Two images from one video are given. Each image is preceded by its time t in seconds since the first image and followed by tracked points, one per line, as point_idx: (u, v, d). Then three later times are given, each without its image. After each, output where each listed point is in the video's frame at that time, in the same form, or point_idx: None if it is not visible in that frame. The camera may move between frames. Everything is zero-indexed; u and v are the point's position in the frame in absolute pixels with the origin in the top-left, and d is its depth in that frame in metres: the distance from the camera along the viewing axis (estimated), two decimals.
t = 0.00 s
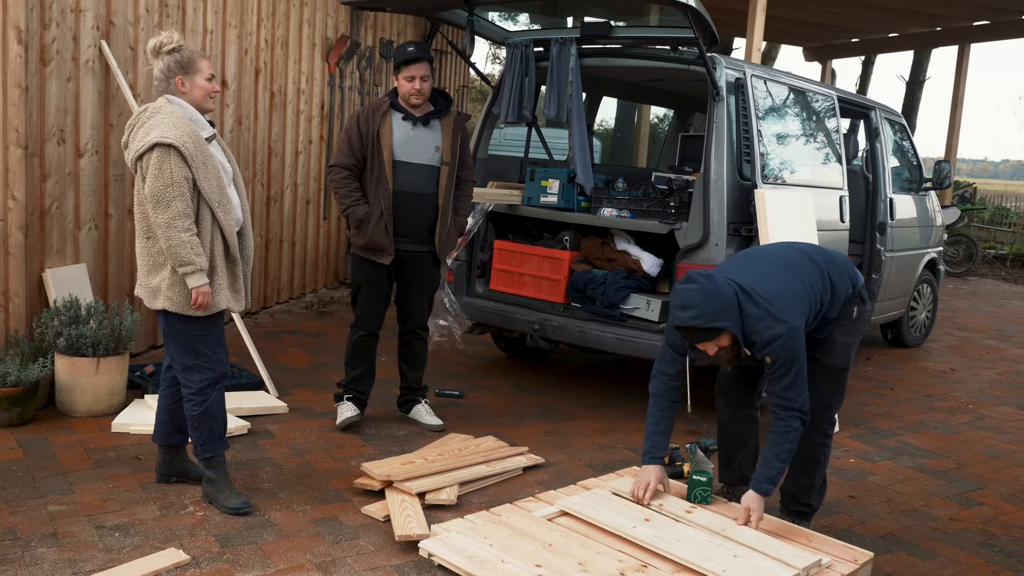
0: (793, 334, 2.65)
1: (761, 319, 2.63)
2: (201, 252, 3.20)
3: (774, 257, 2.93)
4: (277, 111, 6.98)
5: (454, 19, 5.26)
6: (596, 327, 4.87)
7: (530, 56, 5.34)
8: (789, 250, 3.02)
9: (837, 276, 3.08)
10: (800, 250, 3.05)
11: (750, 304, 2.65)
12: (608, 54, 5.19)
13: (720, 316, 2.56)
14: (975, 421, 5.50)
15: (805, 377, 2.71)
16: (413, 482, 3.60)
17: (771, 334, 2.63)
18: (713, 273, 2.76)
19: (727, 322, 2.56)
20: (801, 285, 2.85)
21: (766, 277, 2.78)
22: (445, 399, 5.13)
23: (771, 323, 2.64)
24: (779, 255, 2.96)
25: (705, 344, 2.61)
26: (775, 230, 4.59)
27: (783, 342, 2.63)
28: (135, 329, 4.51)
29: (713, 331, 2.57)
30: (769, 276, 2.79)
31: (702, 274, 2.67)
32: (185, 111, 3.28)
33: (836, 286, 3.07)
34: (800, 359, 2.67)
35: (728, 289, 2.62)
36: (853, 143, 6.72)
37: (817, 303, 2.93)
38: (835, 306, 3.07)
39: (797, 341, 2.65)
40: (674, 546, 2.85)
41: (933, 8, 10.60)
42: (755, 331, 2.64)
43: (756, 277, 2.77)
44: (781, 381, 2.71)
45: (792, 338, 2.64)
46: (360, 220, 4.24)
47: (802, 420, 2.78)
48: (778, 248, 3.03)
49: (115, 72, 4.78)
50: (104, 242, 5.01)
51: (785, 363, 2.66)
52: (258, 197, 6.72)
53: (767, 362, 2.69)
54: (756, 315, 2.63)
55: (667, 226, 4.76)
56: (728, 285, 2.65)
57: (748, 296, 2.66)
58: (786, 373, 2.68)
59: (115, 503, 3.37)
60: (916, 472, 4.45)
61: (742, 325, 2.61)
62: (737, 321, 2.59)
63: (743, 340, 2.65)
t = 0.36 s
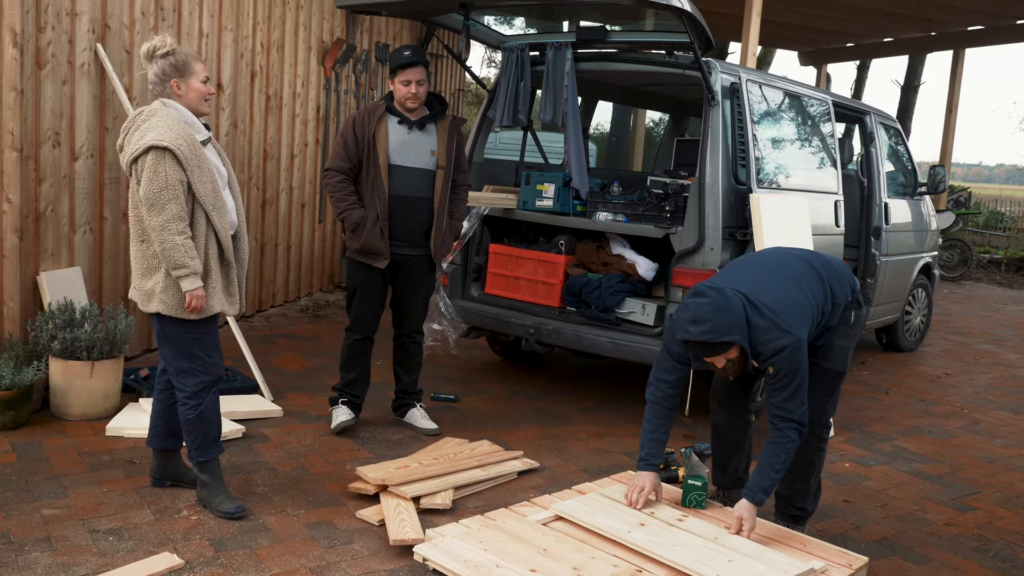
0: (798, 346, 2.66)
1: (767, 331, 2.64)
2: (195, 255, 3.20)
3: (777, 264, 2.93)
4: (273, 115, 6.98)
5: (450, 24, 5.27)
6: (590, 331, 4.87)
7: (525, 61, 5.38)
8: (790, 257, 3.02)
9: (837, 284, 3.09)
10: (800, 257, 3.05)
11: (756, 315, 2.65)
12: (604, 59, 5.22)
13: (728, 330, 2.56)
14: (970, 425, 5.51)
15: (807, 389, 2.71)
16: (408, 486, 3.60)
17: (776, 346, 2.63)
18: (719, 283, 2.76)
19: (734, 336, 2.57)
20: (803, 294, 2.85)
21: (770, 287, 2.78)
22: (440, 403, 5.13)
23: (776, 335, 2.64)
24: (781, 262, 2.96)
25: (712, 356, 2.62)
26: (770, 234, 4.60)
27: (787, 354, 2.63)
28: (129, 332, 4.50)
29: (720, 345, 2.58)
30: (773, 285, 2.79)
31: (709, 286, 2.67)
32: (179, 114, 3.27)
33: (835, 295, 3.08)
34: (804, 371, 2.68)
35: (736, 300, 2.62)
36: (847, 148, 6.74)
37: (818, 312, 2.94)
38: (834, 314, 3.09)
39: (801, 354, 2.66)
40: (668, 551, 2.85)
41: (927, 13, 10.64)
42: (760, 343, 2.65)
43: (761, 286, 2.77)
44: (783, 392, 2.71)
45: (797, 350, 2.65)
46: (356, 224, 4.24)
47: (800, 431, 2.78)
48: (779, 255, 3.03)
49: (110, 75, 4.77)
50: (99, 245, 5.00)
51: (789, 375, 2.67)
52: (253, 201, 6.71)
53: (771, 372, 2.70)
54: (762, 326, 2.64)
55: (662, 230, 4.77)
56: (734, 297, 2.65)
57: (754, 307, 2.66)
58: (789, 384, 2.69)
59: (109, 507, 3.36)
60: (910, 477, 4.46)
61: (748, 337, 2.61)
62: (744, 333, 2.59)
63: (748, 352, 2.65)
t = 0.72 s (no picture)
0: (798, 353, 2.66)
1: (768, 339, 2.64)
2: (197, 256, 3.20)
3: (777, 271, 2.94)
4: (271, 116, 6.98)
5: (448, 26, 5.27)
6: (588, 334, 4.88)
7: (524, 64, 5.36)
8: (789, 263, 3.02)
9: (836, 291, 3.10)
10: (800, 263, 3.06)
11: (756, 323, 2.66)
12: (602, 62, 5.23)
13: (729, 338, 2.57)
14: (966, 430, 5.52)
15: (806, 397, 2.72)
16: (404, 489, 3.59)
17: (776, 353, 2.64)
18: (719, 289, 2.77)
19: (735, 344, 2.57)
20: (803, 300, 2.86)
21: (770, 294, 2.78)
22: (437, 406, 5.13)
23: (776, 342, 2.65)
24: (781, 268, 2.96)
25: (712, 364, 2.62)
26: (767, 238, 4.60)
27: (788, 361, 2.64)
28: (126, 334, 4.50)
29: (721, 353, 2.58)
30: (773, 292, 2.79)
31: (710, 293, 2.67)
32: (179, 115, 3.27)
33: (835, 301, 3.08)
34: (804, 378, 2.68)
35: (737, 307, 2.62)
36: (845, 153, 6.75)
37: (818, 319, 2.94)
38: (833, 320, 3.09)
39: (801, 361, 2.67)
40: (663, 555, 2.85)
41: (925, 18, 10.66)
42: (760, 350, 2.66)
43: (761, 293, 2.77)
44: (782, 399, 2.71)
45: (797, 358, 2.66)
46: (353, 227, 4.24)
47: (796, 438, 2.79)
48: (778, 261, 3.03)
49: (108, 76, 4.77)
50: (96, 246, 5.00)
51: (789, 383, 2.68)
52: (251, 203, 6.71)
53: (770, 379, 2.70)
54: (763, 334, 2.65)
55: (660, 234, 4.77)
56: (735, 304, 2.65)
57: (755, 314, 2.67)
58: (788, 391, 2.69)
59: (105, 509, 3.35)
60: (907, 482, 4.46)
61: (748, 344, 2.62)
62: (744, 342, 2.60)
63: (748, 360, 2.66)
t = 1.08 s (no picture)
0: (798, 357, 2.66)
1: (767, 343, 2.65)
2: (198, 256, 3.20)
3: (778, 276, 2.94)
4: (270, 116, 6.98)
5: (448, 27, 5.28)
6: (586, 335, 4.88)
7: (523, 65, 5.36)
8: (789, 268, 3.03)
9: (837, 296, 3.10)
10: (800, 268, 3.06)
11: (755, 327, 2.66)
12: (602, 64, 5.23)
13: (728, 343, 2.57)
14: (964, 434, 5.52)
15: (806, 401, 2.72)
16: (402, 489, 3.60)
17: (775, 357, 2.64)
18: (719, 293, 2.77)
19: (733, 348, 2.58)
20: (804, 305, 2.86)
21: (770, 298, 2.78)
22: (434, 406, 5.13)
23: (776, 346, 2.65)
24: (781, 273, 2.97)
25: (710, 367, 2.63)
26: (766, 240, 4.60)
27: (787, 365, 2.64)
28: (124, 333, 4.50)
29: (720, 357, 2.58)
30: (773, 296, 2.79)
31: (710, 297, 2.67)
32: (177, 115, 3.27)
33: (835, 306, 3.09)
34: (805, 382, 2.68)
35: (736, 312, 2.62)
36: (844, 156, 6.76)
37: (818, 323, 2.94)
38: (833, 325, 3.10)
39: (801, 365, 2.67)
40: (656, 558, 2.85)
41: (925, 22, 10.67)
42: (759, 354, 2.66)
43: (761, 298, 2.77)
44: (780, 403, 2.71)
45: (797, 362, 2.65)
46: (352, 227, 4.25)
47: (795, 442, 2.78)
48: (778, 265, 3.03)
49: (108, 75, 4.77)
50: (95, 245, 5.00)
51: (789, 387, 2.67)
52: (250, 203, 6.71)
53: (769, 383, 2.70)
54: (762, 338, 2.65)
55: (658, 236, 4.77)
56: (735, 308, 2.65)
57: (754, 319, 2.67)
58: (787, 395, 2.69)
59: (102, 508, 3.35)
60: (904, 485, 4.47)
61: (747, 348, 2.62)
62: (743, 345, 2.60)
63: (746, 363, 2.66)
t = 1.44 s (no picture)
0: (768, 308, 2.71)
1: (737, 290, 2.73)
2: (194, 255, 3.20)
3: (770, 247, 3.01)
4: (275, 116, 6.99)
5: (452, 26, 5.28)
6: (590, 333, 4.88)
7: (527, 63, 5.37)
8: (786, 244, 3.09)
9: (833, 274, 3.10)
10: (799, 246, 3.11)
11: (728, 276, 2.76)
12: (607, 61, 5.23)
13: (697, 279, 2.67)
14: (971, 431, 5.50)
15: (780, 353, 2.72)
16: (406, 487, 3.60)
17: (743, 304, 2.71)
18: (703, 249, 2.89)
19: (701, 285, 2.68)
20: (784, 266, 2.91)
21: (752, 259, 2.87)
22: (439, 405, 5.13)
23: (744, 293, 2.74)
24: (776, 246, 3.03)
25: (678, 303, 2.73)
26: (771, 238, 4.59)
27: (754, 312, 2.69)
28: (130, 332, 4.51)
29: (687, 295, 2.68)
30: (756, 258, 2.88)
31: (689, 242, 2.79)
32: (177, 113, 3.27)
33: (830, 282, 3.09)
34: (773, 335, 2.70)
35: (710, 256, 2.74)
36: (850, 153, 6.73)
37: (805, 291, 2.96)
38: (827, 303, 3.08)
39: (771, 318, 2.71)
40: (657, 559, 2.84)
41: (932, 18, 10.61)
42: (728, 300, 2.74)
43: (743, 258, 2.86)
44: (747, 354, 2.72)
45: (766, 311, 2.71)
46: (357, 224, 4.25)
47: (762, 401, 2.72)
48: (776, 241, 3.10)
49: (112, 75, 4.78)
50: (100, 245, 5.01)
51: (757, 337, 2.70)
52: (255, 201, 6.72)
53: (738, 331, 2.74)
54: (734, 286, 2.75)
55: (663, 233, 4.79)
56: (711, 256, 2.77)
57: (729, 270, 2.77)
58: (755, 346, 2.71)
59: (108, 506, 3.36)
60: (910, 482, 4.44)
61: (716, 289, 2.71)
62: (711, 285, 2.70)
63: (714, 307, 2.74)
